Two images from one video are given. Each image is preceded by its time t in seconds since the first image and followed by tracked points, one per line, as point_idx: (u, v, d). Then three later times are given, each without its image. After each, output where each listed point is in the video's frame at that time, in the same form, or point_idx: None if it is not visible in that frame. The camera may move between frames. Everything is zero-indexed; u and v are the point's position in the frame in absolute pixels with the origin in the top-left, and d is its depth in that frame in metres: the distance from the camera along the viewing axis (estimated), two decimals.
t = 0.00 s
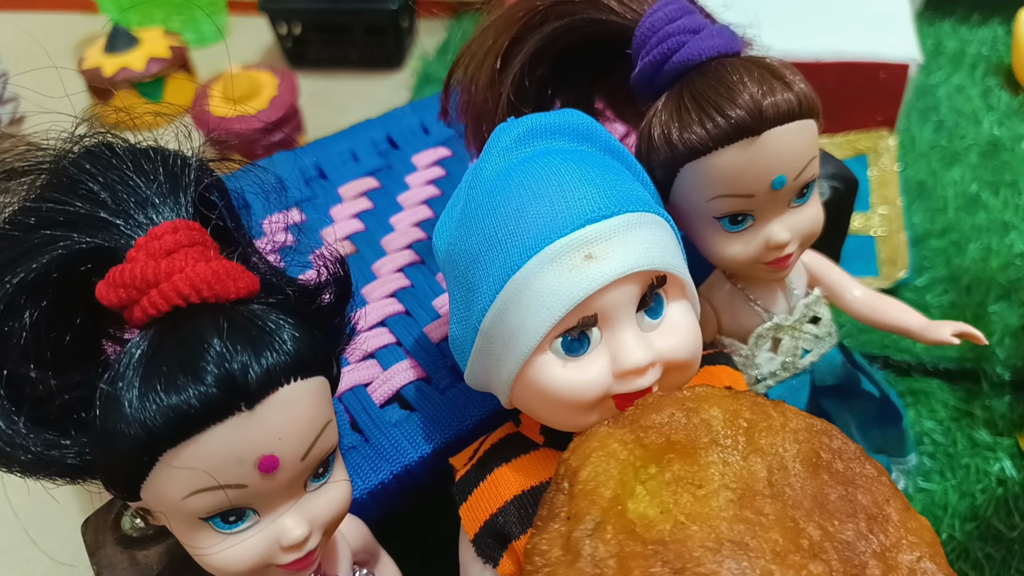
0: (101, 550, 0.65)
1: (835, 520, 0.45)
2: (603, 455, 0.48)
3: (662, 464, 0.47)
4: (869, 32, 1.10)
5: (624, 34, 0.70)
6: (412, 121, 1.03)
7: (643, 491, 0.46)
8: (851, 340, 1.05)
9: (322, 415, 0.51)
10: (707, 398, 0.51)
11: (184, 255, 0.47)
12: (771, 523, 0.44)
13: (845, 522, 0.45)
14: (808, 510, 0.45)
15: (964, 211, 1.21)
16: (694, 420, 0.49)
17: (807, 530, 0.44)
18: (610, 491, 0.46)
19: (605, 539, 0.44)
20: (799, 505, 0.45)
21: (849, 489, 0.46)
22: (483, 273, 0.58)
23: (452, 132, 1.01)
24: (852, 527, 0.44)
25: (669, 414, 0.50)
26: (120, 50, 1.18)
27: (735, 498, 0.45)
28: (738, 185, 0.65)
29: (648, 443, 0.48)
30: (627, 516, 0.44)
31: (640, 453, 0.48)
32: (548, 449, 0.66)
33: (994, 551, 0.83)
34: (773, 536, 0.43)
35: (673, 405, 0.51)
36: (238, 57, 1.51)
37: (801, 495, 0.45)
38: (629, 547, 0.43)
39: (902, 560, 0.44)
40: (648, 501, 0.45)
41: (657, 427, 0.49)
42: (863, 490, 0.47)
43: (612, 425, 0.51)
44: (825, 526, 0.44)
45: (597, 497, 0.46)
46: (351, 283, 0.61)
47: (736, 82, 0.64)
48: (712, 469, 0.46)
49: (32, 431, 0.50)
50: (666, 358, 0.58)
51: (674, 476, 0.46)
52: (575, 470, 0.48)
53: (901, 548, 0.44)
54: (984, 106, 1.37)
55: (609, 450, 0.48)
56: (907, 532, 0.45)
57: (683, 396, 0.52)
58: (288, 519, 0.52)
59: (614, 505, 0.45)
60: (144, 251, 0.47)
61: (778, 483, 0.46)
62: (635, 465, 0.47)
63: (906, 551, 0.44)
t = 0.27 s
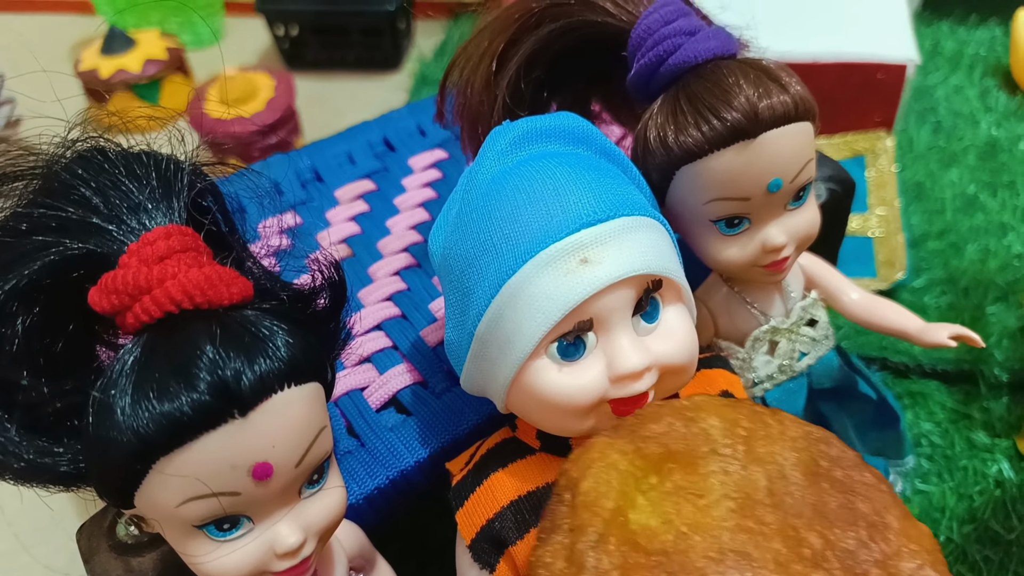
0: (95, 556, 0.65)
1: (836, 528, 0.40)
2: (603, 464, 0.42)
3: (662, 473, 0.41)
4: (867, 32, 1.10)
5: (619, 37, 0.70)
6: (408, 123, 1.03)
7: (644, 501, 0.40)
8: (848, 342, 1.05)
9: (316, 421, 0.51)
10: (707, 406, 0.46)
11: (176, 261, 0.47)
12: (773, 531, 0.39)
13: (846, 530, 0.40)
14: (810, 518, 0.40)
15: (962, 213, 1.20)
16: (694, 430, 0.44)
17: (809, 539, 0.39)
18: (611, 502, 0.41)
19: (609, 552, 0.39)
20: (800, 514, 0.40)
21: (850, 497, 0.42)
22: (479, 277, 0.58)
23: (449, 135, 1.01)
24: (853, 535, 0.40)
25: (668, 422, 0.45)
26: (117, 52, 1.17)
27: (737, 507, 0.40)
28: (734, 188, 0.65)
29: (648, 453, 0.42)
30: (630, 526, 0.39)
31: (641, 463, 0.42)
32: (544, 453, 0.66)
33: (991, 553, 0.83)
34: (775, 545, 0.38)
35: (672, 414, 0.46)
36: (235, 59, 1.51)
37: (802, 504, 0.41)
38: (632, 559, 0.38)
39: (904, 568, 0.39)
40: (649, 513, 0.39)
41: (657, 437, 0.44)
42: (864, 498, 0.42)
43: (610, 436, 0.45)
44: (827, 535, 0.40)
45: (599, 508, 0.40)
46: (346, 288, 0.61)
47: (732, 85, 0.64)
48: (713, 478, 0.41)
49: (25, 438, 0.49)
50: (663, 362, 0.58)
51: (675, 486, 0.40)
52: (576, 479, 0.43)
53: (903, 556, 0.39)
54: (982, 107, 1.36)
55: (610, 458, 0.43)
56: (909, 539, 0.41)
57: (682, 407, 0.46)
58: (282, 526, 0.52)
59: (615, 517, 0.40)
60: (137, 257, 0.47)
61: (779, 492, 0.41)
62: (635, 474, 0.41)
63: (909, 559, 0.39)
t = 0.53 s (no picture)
0: (94, 553, 0.64)
1: (841, 515, 0.42)
2: (604, 454, 0.44)
3: (665, 461, 0.42)
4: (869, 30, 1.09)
5: (621, 31, 0.70)
6: (408, 119, 1.03)
7: (646, 489, 0.41)
8: (850, 340, 1.05)
9: (316, 416, 0.51)
10: (711, 392, 0.47)
11: (176, 254, 0.47)
12: (777, 519, 0.40)
13: (851, 517, 0.42)
14: (815, 505, 0.42)
15: (963, 210, 1.20)
16: (697, 416, 0.45)
17: (814, 526, 0.41)
18: (613, 492, 0.42)
19: (610, 541, 0.40)
20: (805, 500, 0.42)
21: (854, 483, 0.44)
22: (480, 272, 0.57)
23: (449, 130, 1.00)
24: (858, 522, 0.42)
25: (671, 409, 0.46)
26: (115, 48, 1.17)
27: (741, 494, 0.41)
28: (737, 183, 0.65)
29: (650, 440, 0.44)
30: (632, 515, 0.40)
31: (643, 451, 0.43)
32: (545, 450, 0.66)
33: (993, 551, 0.82)
34: (780, 533, 0.40)
35: (675, 399, 0.47)
36: (235, 56, 1.50)
37: (807, 490, 0.42)
38: (634, 548, 0.39)
39: (910, 555, 0.41)
40: (651, 501, 0.41)
41: (659, 423, 0.45)
42: (868, 484, 0.45)
43: (613, 423, 0.47)
44: (832, 522, 0.41)
45: (600, 497, 0.42)
46: (346, 283, 0.61)
47: (735, 80, 0.63)
48: (717, 467, 0.42)
49: (23, 433, 0.49)
50: (666, 358, 0.58)
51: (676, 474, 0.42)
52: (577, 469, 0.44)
53: (909, 542, 0.42)
54: (983, 105, 1.36)
55: (610, 447, 0.44)
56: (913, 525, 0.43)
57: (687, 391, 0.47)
58: (283, 521, 0.52)
59: (617, 506, 0.41)
60: (136, 250, 0.46)
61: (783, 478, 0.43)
62: (637, 461, 0.42)
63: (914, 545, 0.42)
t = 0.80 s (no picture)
0: (92, 551, 0.64)
1: (826, 511, 0.44)
2: (591, 450, 0.47)
3: (651, 458, 0.45)
4: (869, 29, 1.09)
5: (621, 29, 0.70)
6: (408, 117, 1.03)
7: (633, 485, 0.44)
8: (849, 340, 1.05)
9: (315, 414, 0.51)
10: (695, 388, 0.50)
11: (176, 251, 0.47)
12: (761, 514, 0.43)
13: (836, 512, 0.44)
14: (799, 500, 0.44)
15: (962, 210, 1.20)
16: (683, 412, 0.48)
17: (798, 521, 0.43)
18: (600, 487, 0.45)
19: (596, 536, 0.43)
20: (789, 496, 0.45)
21: (840, 478, 0.46)
22: (480, 270, 0.57)
23: (449, 129, 1.00)
24: (843, 517, 0.44)
25: (657, 407, 0.49)
26: (115, 46, 1.18)
27: (726, 490, 0.44)
28: (737, 182, 0.65)
29: (636, 436, 0.47)
30: (618, 511, 0.43)
31: (629, 446, 0.46)
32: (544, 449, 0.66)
33: (992, 551, 0.83)
34: (765, 528, 0.42)
35: (661, 397, 0.50)
36: (235, 54, 1.50)
37: (791, 486, 0.45)
38: (620, 543, 0.42)
39: (894, 549, 0.44)
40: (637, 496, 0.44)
41: (646, 420, 0.48)
42: (853, 479, 0.47)
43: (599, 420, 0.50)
44: (817, 517, 0.44)
45: (586, 492, 0.45)
46: (345, 281, 0.61)
47: (735, 78, 0.63)
48: (703, 464, 0.45)
49: (21, 431, 0.49)
50: (666, 356, 0.58)
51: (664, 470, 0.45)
52: (564, 466, 0.47)
53: (894, 537, 0.44)
54: (983, 105, 1.36)
55: (597, 443, 0.47)
56: (898, 520, 0.45)
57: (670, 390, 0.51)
58: (281, 520, 0.51)
59: (603, 501, 0.44)
60: (136, 247, 0.46)
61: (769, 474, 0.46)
62: (624, 458, 0.46)
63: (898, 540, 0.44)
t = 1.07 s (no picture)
0: (73, 558, 0.64)
1: (819, 523, 0.40)
2: (582, 459, 0.43)
3: (642, 468, 0.42)
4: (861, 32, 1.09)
5: (607, 34, 0.69)
6: (398, 121, 1.02)
7: (624, 496, 0.40)
8: (840, 344, 1.04)
9: (294, 423, 0.50)
10: (689, 400, 0.48)
11: (153, 259, 0.46)
12: (755, 527, 0.38)
13: (829, 526, 0.40)
14: (791, 513, 0.40)
15: (956, 214, 1.20)
16: (675, 423, 0.45)
17: (791, 534, 0.39)
18: (590, 497, 0.41)
19: (587, 547, 0.39)
20: (782, 509, 0.40)
21: (833, 491, 0.42)
22: (463, 277, 0.57)
23: (439, 133, 1.00)
24: (836, 531, 0.40)
25: (650, 417, 0.46)
26: (108, 49, 1.16)
27: (718, 503, 0.39)
28: (723, 188, 0.64)
29: (628, 446, 0.44)
30: (609, 522, 0.39)
31: (620, 456, 0.43)
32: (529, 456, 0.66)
33: (984, 557, 0.82)
34: (757, 541, 0.38)
35: (653, 408, 0.47)
36: (229, 57, 1.49)
37: (783, 498, 0.40)
38: (612, 556, 0.38)
39: (888, 564, 0.39)
40: (629, 507, 0.39)
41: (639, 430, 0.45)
42: (846, 492, 0.43)
43: (591, 430, 0.47)
44: (810, 530, 0.39)
45: (577, 503, 0.41)
46: (328, 289, 0.60)
47: (720, 84, 0.63)
48: (693, 470, 0.41)
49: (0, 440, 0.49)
50: (649, 364, 0.57)
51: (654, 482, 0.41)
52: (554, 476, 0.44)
53: (886, 551, 0.40)
54: (976, 108, 1.36)
55: (589, 453, 0.44)
56: (891, 535, 0.41)
57: (663, 400, 0.48)
58: (259, 530, 0.51)
59: (594, 512, 0.40)
60: (113, 255, 0.46)
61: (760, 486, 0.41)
62: (615, 470, 0.42)
63: (892, 558, 0.39)
